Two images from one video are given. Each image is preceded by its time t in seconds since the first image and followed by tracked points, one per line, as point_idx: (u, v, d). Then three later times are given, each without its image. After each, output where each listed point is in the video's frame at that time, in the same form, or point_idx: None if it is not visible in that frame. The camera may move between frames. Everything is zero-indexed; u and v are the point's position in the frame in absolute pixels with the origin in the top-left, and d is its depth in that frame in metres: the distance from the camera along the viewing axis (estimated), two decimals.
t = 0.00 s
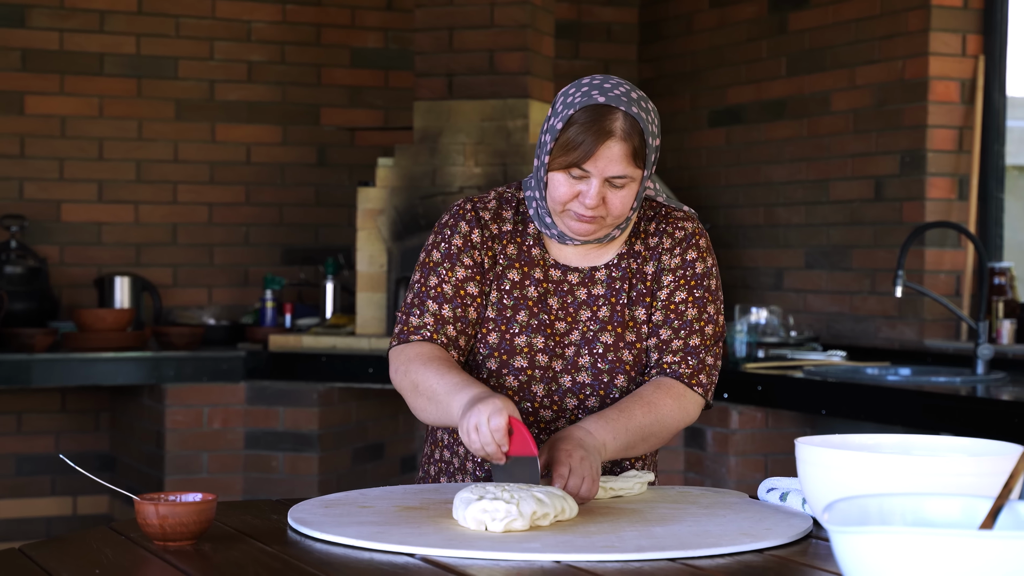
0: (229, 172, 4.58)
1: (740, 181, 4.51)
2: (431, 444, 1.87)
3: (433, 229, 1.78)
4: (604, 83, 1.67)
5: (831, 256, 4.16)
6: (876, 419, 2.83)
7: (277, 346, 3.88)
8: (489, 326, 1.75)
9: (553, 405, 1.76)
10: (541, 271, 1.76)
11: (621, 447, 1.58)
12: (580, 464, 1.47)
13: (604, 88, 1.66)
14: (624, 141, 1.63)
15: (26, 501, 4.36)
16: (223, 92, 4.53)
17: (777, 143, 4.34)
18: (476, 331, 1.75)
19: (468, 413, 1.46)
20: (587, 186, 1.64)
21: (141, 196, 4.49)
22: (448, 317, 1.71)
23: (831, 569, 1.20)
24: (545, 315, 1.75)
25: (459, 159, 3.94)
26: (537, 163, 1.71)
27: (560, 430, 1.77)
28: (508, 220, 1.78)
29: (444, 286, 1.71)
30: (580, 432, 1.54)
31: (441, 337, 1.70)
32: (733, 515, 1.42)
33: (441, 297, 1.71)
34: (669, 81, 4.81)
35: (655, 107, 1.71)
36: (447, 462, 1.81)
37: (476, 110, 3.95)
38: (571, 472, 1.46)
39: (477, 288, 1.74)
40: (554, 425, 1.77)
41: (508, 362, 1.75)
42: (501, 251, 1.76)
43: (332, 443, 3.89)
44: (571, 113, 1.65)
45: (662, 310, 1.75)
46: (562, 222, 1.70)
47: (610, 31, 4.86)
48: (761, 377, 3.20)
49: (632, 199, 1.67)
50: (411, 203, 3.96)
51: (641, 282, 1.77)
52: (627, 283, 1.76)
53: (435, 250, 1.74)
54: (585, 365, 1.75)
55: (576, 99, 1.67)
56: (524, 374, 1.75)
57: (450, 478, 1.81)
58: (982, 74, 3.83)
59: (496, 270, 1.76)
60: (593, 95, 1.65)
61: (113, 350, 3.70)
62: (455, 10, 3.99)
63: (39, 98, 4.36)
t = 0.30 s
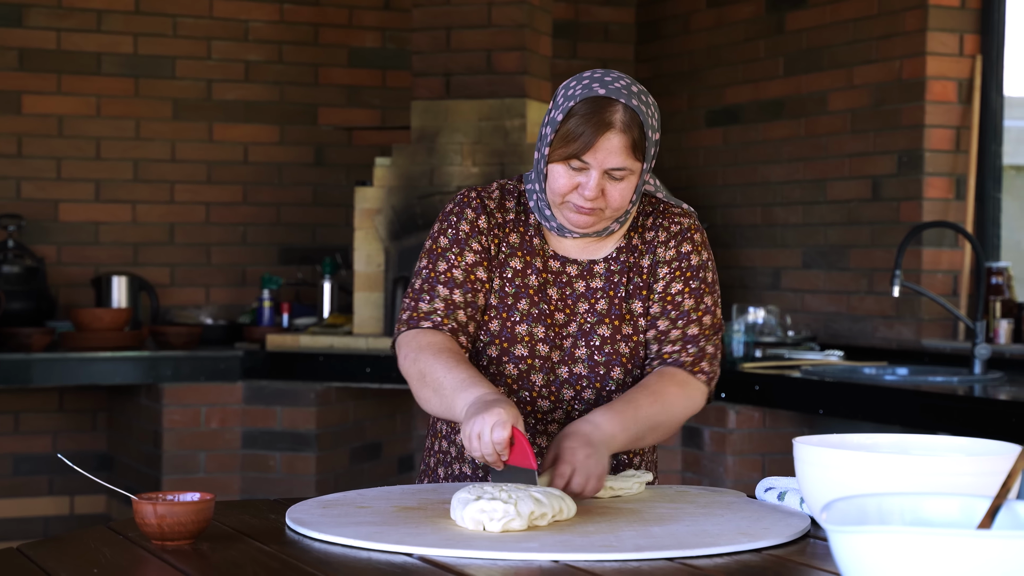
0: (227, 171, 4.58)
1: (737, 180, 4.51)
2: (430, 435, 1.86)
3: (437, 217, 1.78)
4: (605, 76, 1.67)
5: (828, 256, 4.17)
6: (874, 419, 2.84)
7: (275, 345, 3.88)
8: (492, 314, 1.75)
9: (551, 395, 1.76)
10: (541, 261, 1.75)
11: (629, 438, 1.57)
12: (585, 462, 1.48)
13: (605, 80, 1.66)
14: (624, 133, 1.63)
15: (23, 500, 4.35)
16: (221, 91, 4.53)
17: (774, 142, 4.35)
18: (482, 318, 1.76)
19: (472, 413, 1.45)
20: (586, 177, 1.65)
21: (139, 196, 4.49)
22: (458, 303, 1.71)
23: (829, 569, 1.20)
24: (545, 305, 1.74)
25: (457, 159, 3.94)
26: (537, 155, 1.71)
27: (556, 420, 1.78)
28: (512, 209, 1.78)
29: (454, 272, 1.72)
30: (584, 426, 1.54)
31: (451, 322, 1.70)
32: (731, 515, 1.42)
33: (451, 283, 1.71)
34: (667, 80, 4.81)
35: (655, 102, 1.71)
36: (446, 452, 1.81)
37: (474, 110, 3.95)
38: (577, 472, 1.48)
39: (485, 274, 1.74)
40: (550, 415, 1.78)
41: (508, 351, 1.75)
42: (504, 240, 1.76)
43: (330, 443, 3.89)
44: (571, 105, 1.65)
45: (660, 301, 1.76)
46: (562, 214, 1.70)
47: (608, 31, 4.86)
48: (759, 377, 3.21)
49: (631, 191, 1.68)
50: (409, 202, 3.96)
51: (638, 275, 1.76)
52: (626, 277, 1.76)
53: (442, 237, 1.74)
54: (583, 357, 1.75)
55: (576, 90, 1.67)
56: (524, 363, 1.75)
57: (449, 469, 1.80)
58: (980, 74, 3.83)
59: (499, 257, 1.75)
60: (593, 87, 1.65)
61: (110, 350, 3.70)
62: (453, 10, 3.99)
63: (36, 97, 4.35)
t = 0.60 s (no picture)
0: (225, 171, 4.58)
1: (736, 180, 4.51)
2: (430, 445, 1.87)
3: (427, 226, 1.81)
4: (599, 74, 1.68)
5: (827, 256, 4.17)
6: (873, 419, 2.84)
7: (273, 346, 3.87)
8: (481, 319, 1.75)
9: (550, 395, 1.75)
10: (538, 265, 1.76)
11: (710, 415, 1.53)
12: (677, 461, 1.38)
13: (601, 78, 1.66)
14: (620, 130, 1.64)
15: (22, 501, 4.35)
16: (219, 92, 4.53)
17: (773, 142, 4.35)
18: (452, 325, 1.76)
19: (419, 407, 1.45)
20: (585, 175, 1.65)
21: (137, 196, 4.49)
22: (421, 310, 1.74)
23: (831, 569, 1.20)
24: (539, 307, 1.75)
25: (456, 158, 3.94)
26: (535, 156, 1.72)
27: (556, 419, 1.77)
28: (502, 214, 1.79)
29: (422, 280, 1.74)
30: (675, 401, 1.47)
31: (411, 327, 1.73)
32: (732, 515, 1.42)
33: (417, 291, 1.74)
34: (665, 80, 4.81)
35: (650, 99, 1.72)
36: (447, 460, 1.82)
37: (473, 110, 3.95)
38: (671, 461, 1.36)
39: (457, 281, 1.75)
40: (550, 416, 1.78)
41: (501, 354, 1.74)
42: (494, 246, 1.77)
43: (328, 443, 3.88)
44: (566, 104, 1.66)
45: (683, 292, 1.75)
46: (560, 214, 1.70)
47: (606, 31, 4.86)
48: (758, 377, 3.21)
49: (630, 189, 1.68)
50: (408, 202, 3.96)
51: (645, 275, 1.76)
52: (626, 276, 1.75)
53: (421, 245, 1.77)
54: (584, 356, 1.74)
55: (571, 90, 1.68)
56: (518, 365, 1.74)
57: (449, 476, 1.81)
58: (979, 73, 3.83)
59: (489, 263, 1.76)
60: (589, 85, 1.66)
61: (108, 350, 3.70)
62: (451, 10, 3.99)
63: (35, 97, 4.35)
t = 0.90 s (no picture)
0: (225, 171, 4.57)
1: (735, 180, 4.51)
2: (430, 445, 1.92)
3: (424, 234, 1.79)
4: (585, 73, 1.70)
5: (827, 255, 4.17)
6: (874, 418, 2.84)
7: (273, 345, 3.88)
8: (481, 326, 1.76)
9: (540, 403, 1.77)
10: (528, 269, 1.77)
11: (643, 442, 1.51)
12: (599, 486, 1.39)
13: (586, 76, 1.69)
14: (606, 127, 1.65)
15: (21, 501, 4.35)
16: (219, 92, 4.53)
17: (773, 142, 4.35)
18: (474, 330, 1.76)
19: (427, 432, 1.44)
20: (572, 174, 1.67)
21: (137, 195, 4.49)
22: (451, 318, 1.71)
23: (834, 568, 1.19)
24: (532, 313, 1.75)
25: (456, 158, 3.94)
26: (523, 157, 1.74)
27: (547, 427, 1.78)
28: (497, 222, 1.79)
29: (445, 288, 1.72)
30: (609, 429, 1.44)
31: (444, 340, 1.70)
32: (733, 515, 1.42)
33: (442, 300, 1.71)
34: (665, 80, 4.81)
35: (637, 98, 1.73)
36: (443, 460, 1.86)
37: (473, 109, 3.95)
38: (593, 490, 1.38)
39: (475, 287, 1.75)
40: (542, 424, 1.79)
41: (497, 361, 1.76)
42: (493, 251, 1.77)
43: (328, 443, 3.88)
44: (552, 103, 1.68)
45: (638, 291, 1.73)
46: (548, 215, 1.72)
47: (606, 30, 4.87)
48: (758, 377, 3.21)
49: (617, 187, 1.70)
50: (408, 202, 3.96)
51: (617, 275, 1.76)
52: (608, 279, 1.76)
53: (428, 254, 1.75)
54: (568, 362, 1.76)
55: (557, 89, 1.70)
56: (513, 372, 1.76)
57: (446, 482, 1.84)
58: (979, 73, 3.83)
59: (488, 270, 1.76)
60: (574, 83, 1.68)
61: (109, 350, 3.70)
62: (452, 10, 3.99)
63: (35, 97, 4.35)
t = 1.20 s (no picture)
0: (225, 171, 4.57)
1: (735, 180, 4.51)
2: (421, 446, 1.92)
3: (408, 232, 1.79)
4: (559, 74, 1.70)
5: (827, 255, 4.17)
6: (875, 418, 2.84)
7: (273, 346, 3.87)
8: (463, 329, 1.77)
9: (527, 405, 1.77)
10: (511, 271, 1.77)
11: (601, 435, 1.52)
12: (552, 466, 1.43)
13: (558, 77, 1.69)
14: (579, 127, 1.65)
15: (21, 501, 4.35)
16: (219, 91, 4.53)
17: (773, 142, 4.35)
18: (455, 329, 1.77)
19: (381, 401, 1.45)
20: (547, 176, 1.67)
21: (137, 195, 4.48)
22: (426, 304, 1.70)
23: (836, 568, 1.19)
24: (515, 315, 1.76)
25: (456, 158, 3.93)
26: (500, 160, 1.74)
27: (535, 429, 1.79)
28: (480, 223, 1.79)
29: (423, 277, 1.72)
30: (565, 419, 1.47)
31: (416, 323, 1.69)
32: (734, 514, 1.42)
33: (420, 287, 1.71)
34: (665, 80, 4.81)
35: (611, 96, 1.74)
36: (433, 463, 1.86)
37: (473, 109, 3.94)
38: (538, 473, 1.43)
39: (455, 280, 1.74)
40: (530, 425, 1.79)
41: (481, 364, 1.77)
42: (475, 252, 1.77)
43: (328, 443, 3.88)
44: (525, 105, 1.68)
45: (621, 294, 1.73)
46: (527, 217, 1.72)
47: (606, 30, 4.87)
48: (758, 376, 3.21)
49: (594, 187, 1.70)
50: (408, 202, 3.95)
51: (601, 276, 1.76)
52: (595, 279, 1.76)
53: (410, 248, 1.75)
54: (555, 363, 1.77)
55: (530, 90, 1.70)
56: (498, 375, 1.77)
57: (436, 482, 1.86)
58: (979, 73, 3.83)
59: (471, 271, 1.77)
60: (547, 85, 1.68)
61: (108, 350, 3.70)
62: (452, 9, 3.99)
63: (35, 97, 4.35)
